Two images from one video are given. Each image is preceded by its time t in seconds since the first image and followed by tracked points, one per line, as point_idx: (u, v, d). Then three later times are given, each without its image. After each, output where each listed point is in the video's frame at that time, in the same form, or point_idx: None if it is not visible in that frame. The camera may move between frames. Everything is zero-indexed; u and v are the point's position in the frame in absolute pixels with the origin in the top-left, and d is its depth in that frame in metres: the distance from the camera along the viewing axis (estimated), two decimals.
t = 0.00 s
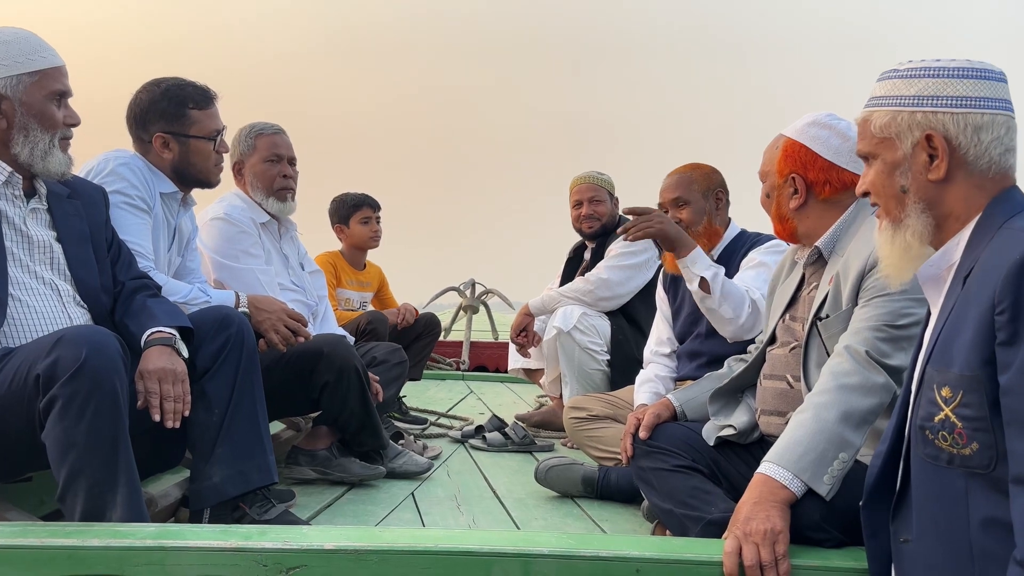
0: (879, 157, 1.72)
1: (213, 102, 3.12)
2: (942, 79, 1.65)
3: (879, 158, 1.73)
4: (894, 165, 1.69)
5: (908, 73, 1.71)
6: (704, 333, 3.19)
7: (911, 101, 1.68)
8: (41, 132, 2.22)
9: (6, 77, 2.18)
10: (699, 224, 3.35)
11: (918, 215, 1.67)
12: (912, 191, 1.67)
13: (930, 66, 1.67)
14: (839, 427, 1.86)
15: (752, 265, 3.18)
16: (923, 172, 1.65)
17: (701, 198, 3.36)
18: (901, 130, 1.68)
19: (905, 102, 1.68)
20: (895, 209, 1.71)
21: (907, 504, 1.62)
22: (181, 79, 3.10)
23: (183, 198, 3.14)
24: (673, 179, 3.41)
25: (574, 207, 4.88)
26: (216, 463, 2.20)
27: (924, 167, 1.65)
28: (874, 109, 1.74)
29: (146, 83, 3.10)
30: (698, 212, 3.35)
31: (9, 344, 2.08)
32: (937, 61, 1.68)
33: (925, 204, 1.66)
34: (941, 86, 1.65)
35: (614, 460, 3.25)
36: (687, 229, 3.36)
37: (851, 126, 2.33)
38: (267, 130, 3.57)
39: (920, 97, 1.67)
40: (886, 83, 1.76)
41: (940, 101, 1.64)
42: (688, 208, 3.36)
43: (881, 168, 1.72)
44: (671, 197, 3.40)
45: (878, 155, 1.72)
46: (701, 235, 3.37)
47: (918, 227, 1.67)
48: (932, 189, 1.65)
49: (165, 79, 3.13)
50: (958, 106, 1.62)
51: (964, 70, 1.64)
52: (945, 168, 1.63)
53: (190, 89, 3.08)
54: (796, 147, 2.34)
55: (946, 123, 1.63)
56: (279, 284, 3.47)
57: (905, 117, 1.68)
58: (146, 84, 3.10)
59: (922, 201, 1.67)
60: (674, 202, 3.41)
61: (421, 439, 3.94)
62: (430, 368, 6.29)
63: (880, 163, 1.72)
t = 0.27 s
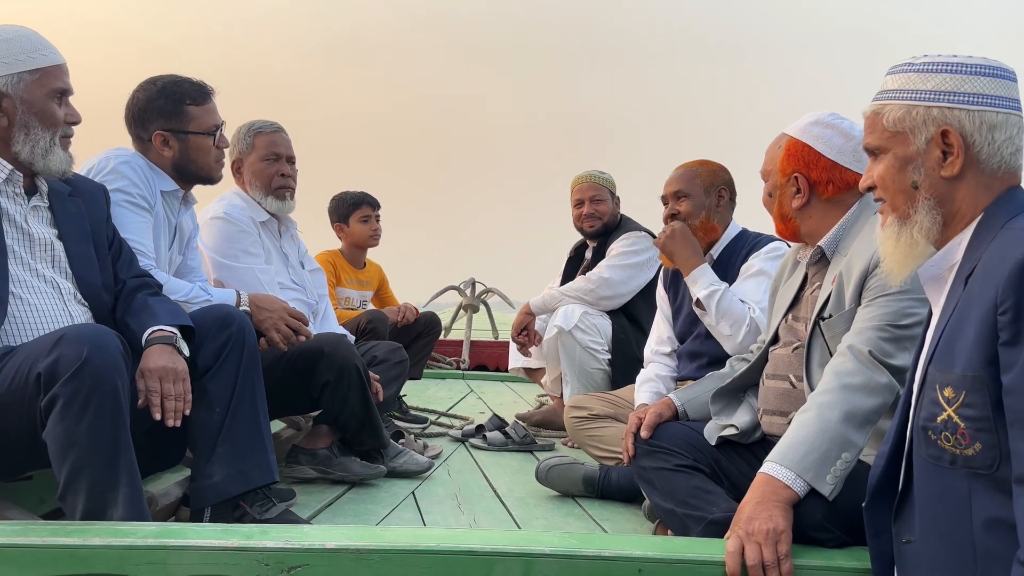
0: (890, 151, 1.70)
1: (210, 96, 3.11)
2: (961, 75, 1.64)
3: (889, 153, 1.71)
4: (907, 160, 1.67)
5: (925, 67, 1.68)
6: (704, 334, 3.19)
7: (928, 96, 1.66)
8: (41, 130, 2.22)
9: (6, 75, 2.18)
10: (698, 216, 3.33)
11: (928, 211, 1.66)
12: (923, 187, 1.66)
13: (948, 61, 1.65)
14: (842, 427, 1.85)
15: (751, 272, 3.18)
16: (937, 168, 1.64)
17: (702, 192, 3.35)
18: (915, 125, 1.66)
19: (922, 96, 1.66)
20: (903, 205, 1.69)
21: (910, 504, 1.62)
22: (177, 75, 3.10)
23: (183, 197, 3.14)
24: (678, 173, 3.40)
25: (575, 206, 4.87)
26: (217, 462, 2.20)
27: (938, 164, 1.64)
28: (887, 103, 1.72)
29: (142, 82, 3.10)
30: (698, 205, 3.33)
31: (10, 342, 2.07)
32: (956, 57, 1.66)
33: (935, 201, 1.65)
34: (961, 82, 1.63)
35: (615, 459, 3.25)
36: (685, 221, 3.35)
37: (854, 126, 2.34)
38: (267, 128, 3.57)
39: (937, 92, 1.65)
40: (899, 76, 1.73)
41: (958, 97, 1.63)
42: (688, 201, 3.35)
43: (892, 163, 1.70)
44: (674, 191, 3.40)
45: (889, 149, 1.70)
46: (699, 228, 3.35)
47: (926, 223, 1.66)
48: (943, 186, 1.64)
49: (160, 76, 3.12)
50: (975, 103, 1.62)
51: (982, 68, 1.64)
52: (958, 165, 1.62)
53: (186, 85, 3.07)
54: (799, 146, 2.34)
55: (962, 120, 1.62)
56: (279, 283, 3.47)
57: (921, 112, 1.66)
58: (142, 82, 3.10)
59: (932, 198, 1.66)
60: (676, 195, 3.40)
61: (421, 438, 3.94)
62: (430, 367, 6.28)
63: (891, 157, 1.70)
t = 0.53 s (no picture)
0: (899, 145, 1.72)
1: (212, 96, 3.11)
2: (976, 73, 1.64)
3: (899, 147, 1.73)
4: (914, 155, 1.69)
5: (941, 62, 1.69)
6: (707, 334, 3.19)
7: (941, 92, 1.67)
8: (43, 128, 2.22)
9: (9, 73, 2.18)
10: (701, 217, 3.33)
11: (931, 208, 1.68)
12: (929, 183, 1.68)
13: (964, 58, 1.66)
14: (845, 427, 1.85)
15: (754, 274, 3.17)
16: (944, 166, 1.65)
17: (703, 192, 3.35)
18: (926, 120, 1.68)
19: (934, 92, 1.68)
20: (908, 199, 1.71)
21: (912, 503, 1.61)
22: (180, 74, 3.10)
23: (185, 195, 3.13)
24: (678, 175, 3.40)
25: (578, 205, 4.87)
26: (219, 461, 2.20)
27: (945, 162, 1.65)
28: (900, 97, 1.74)
29: (144, 80, 3.10)
30: (701, 206, 3.33)
31: (11, 340, 2.07)
32: (973, 54, 1.67)
33: (940, 198, 1.67)
34: (974, 80, 1.64)
35: (617, 458, 3.24)
36: (689, 224, 3.34)
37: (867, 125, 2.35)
38: (275, 129, 3.58)
39: (950, 88, 1.66)
40: (915, 70, 1.74)
41: (971, 95, 1.63)
42: (691, 203, 3.35)
43: (901, 157, 1.72)
44: (675, 193, 3.39)
45: (898, 144, 1.72)
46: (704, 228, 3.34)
47: (928, 220, 1.68)
48: (950, 184, 1.66)
49: (161, 75, 3.12)
50: (987, 102, 1.62)
51: (998, 67, 1.64)
52: (966, 163, 1.63)
53: (188, 84, 3.07)
54: (814, 141, 2.33)
55: (973, 118, 1.63)
56: (282, 282, 3.47)
57: (932, 108, 1.68)
58: (144, 81, 3.10)
59: (938, 194, 1.67)
60: (677, 197, 3.40)
61: (423, 437, 3.94)
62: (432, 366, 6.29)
63: (900, 152, 1.72)
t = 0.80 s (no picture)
0: (907, 143, 1.72)
1: (216, 97, 3.11)
2: (985, 71, 1.64)
3: (906, 144, 1.73)
4: (922, 153, 1.68)
5: (950, 60, 1.69)
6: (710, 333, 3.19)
7: (950, 89, 1.67)
8: (46, 127, 2.22)
9: (12, 72, 2.18)
10: (705, 218, 3.36)
11: (937, 206, 1.67)
12: (936, 180, 1.67)
13: (973, 56, 1.66)
14: (849, 427, 1.85)
15: (756, 276, 3.15)
16: (951, 164, 1.65)
17: (705, 192, 3.40)
18: (934, 118, 1.68)
19: (943, 89, 1.67)
20: (914, 196, 1.71)
21: (916, 503, 1.61)
22: (184, 74, 3.10)
23: (188, 194, 3.13)
24: (677, 177, 3.44)
25: (581, 204, 4.86)
26: (221, 460, 2.20)
27: (952, 159, 1.65)
28: (908, 93, 1.74)
29: (148, 79, 3.10)
30: (704, 207, 3.37)
31: (14, 339, 2.07)
32: (982, 52, 1.66)
33: (946, 195, 1.67)
34: (984, 78, 1.64)
35: (619, 458, 3.24)
36: (693, 225, 3.38)
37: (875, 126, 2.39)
38: (277, 127, 3.57)
39: (960, 86, 1.66)
40: (925, 67, 1.74)
41: (981, 93, 1.63)
42: (694, 206, 3.38)
43: (908, 154, 1.72)
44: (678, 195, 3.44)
45: (906, 141, 1.72)
46: (709, 228, 3.35)
47: (935, 217, 1.68)
48: (957, 182, 1.66)
49: (166, 74, 3.12)
50: (996, 100, 1.62)
51: (1008, 65, 1.64)
52: (974, 161, 1.63)
53: (193, 84, 3.07)
54: (829, 138, 2.33)
55: (982, 116, 1.63)
56: (284, 281, 3.46)
57: (941, 105, 1.67)
58: (148, 79, 3.10)
59: (944, 192, 1.67)
60: (680, 199, 3.44)
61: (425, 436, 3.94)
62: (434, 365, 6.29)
63: (907, 149, 1.72)
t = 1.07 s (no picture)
0: (918, 140, 1.72)
1: (220, 96, 3.11)
2: (997, 68, 1.63)
3: (917, 141, 1.72)
4: (933, 150, 1.69)
5: (963, 56, 1.68)
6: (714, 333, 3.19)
7: (962, 86, 1.66)
8: (50, 126, 2.22)
9: (16, 70, 2.18)
10: (706, 220, 3.36)
11: (947, 203, 1.67)
12: (946, 178, 1.67)
13: (987, 53, 1.65)
14: (853, 427, 1.84)
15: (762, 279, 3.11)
16: (962, 161, 1.65)
17: (705, 194, 3.41)
18: (946, 115, 1.67)
19: (955, 86, 1.67)
20: (923, 193, 1.71)
21: (921, 503, 1.60)
22: (189, 73, 3.10)
23: (191, 193, 3.14)
24: (678, 179, 3.46)
25: (583, 203, 4.86)
26: (224, 458, 2.20)
27: (964, 157, 1.65)
28: (920, 90, 1.73)
29: (152, 77, 3.10)
30: (704, 208, 3.38)
31: (18, 338, 2.07)
32: (996, 49, 1.66)
33: (956, 193, 1.67)
34: (996, 75, 1.63)
35: (623, 458, 3.23)
36: (693, 227, 3.39)
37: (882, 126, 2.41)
38: (275, 125, 3.57)
39: (972, 82, 1.65)
40: (937, 64, 1.73)
41: (994, 90, 1.63)
42: (694, 206, 3.40)
43: (919, 151, 1.72)
44: (677, 197, 3.45)
45: (917, 138, 1.72)
46: (710, 227, 3.35)
47: (944, 215, 1.68)
48: (968, 179, 1.65)
49: (170, 73, 3.12)
50: (1008, 98, 1.62)
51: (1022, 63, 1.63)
52: (985, 159, 1.63)
53: (197, 83, 3.07)
54: (839, 136, 2.33)
55: (994, 114, 1.62)
56: (287, 278, 3.46)
57: (953, 102, 1.67)
58: (152, 78, 3.10)
59: (954, 189, 1.67)
60: (681, 201, 3.45)
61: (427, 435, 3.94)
62: (436, 365, 6.29)
63: (918, 146, 1.72)
